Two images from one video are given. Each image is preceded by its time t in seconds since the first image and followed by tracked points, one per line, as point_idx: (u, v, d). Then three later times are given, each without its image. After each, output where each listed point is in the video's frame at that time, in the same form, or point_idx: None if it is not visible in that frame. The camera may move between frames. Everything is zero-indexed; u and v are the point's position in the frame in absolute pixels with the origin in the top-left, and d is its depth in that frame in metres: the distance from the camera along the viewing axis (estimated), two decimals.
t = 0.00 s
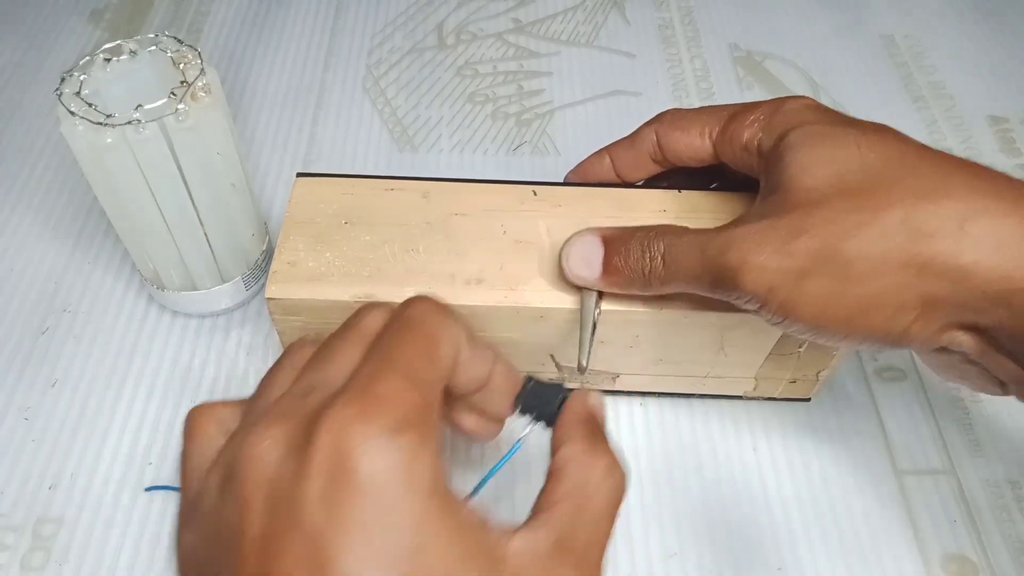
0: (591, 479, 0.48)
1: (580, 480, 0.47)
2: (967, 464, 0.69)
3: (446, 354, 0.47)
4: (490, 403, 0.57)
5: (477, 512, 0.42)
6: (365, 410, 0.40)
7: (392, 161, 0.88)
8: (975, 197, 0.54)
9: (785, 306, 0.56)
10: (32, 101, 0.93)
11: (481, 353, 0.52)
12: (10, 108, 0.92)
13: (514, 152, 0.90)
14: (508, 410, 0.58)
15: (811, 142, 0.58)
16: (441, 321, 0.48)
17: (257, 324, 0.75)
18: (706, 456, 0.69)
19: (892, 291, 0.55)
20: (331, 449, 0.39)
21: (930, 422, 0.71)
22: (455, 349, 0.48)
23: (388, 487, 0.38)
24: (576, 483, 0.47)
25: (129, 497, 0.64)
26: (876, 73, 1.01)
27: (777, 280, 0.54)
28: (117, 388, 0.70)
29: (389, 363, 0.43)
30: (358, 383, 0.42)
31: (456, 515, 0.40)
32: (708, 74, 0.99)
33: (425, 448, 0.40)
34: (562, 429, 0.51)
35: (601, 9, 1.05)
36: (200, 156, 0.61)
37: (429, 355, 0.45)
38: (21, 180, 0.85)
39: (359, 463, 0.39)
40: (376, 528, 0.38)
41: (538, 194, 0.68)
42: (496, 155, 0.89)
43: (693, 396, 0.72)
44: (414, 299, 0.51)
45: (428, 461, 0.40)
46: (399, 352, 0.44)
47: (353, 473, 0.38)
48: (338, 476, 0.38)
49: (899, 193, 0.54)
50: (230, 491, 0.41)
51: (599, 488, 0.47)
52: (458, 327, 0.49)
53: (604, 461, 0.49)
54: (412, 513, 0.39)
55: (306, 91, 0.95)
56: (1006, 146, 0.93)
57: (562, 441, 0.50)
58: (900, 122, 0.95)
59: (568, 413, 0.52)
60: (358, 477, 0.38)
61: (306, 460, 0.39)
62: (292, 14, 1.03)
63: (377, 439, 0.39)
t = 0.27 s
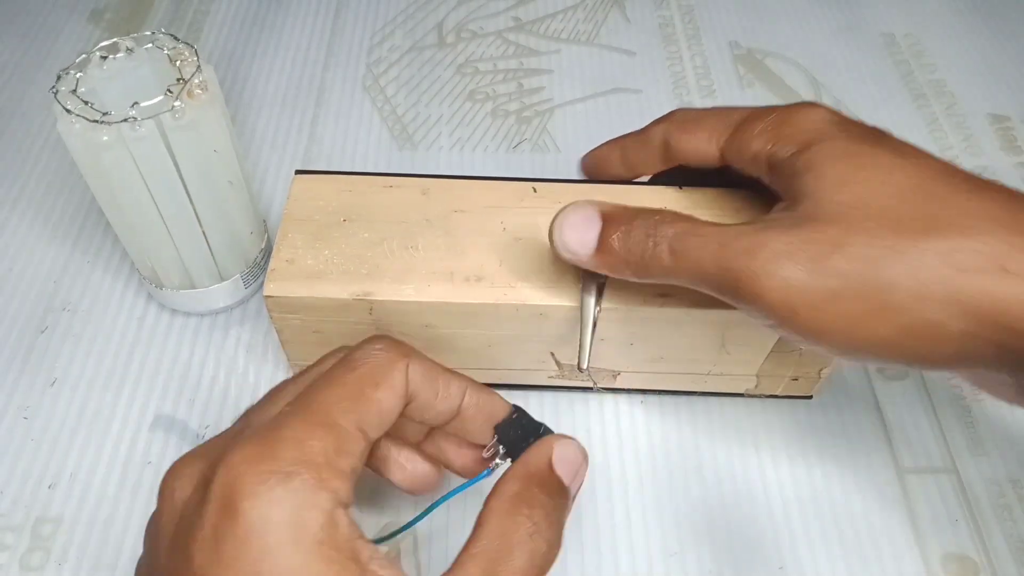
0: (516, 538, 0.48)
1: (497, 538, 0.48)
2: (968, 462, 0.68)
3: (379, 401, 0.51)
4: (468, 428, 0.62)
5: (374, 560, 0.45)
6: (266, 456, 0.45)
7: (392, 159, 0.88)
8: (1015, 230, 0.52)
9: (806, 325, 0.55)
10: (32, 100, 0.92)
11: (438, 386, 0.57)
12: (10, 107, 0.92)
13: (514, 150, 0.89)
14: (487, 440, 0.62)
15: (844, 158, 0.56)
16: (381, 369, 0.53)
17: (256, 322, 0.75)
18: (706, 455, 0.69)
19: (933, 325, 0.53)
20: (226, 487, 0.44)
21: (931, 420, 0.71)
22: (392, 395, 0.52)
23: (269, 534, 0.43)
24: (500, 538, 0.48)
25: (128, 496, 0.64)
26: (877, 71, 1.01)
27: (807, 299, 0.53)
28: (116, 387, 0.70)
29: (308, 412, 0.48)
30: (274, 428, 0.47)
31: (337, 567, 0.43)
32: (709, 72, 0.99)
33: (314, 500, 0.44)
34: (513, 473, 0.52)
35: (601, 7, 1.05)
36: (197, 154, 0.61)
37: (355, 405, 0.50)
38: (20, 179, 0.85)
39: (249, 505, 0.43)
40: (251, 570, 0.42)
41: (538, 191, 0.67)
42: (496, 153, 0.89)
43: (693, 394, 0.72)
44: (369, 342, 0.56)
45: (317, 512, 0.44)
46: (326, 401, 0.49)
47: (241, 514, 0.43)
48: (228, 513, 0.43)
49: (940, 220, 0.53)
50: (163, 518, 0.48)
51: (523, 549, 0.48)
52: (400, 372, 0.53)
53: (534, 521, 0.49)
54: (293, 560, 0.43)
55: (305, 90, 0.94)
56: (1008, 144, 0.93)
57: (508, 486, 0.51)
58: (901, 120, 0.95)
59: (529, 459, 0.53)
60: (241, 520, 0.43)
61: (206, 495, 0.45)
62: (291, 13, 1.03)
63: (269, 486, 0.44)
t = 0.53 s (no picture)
0: (449, 525, 0.48)
1: (428, 521, 0.48)
2: (968, 462, 0.68)
3: (320, 396, 0.52)
4: (431, 417, 0.64)
5: (303, 544, 0.46)
6: (190, 446, 0.46)
7: (391, 158, 0.88)
8: None
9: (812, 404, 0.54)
10: (31, 99, 0.92)
11: (390, 382, 0.59)
12: (9, 106, 0.91)
13: (514, 148, 0.89)
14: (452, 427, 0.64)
15: (884, 226, 0.52)
16: (326, 366, 0.54)
17: (256, 321, 0.75)
18: (706, 454, 0.68)
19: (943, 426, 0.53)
20: (153, 475, 0.45)
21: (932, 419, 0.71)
22: (337, 392, 0.53)
23: (190, 519, 0.44)
24: (434, 523, 0.48)
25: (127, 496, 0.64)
26: (877, 70, 1.00)
27: (816, 384, 0.53)
28: (115, 386, 0.70)
29: (242, 405, 0.49)
30: (206, 420, 0.48)
31: (258, 552, 0.44)
32: (709, 71, 0.99)
33: (236, 488, 0.45)
34: (462, 460, 0.52)
35: (601, 6, 1.05)
36: (197, 153, 0.61)
37: (293, 399, 0.51)
38: (19, 178, 0.85)
39: (169, 492, 0.44)
40: (172, 552, 0.43)
41: (538, 190, 0.67)
42: (496, 152, 0.89)
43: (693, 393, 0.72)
44: (321, 342, 0.57)
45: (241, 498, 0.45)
46: (262, 394, 0.50)
47: (162, 500, 0.44)
48: (150, 501, 0.44)
49: (974, 325, 0.50)
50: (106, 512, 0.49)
51: (455, 537, 0.48)
52: (345, 369, 0.54)
53: (471, 512, 0.49)
54: (213, 545, 0.43)
55: (305, 89, 0.94)
56: (1008, 143, 0.93)
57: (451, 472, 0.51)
58: (902, 120, 0.95)
59: (482, 448, 0.53)
60: (162, 506, 0.44)
61: (136, 484, 0.46)
62: (291, 12, 1.03)
63: (191, 474, 0.45)
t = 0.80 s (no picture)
0: (435, 518, 0.49)
1: (416, 514, 0.49)
2: (969, 462, 0.68)
3: (303, 392, 0.53)
4: (424, 408, 0.64)
5: (282, 540, 0.46)
6: (166, 442, 0.46)
7: (392, 158, 0.88)
8: None
9: (776, 370, 0.56)
10: (30, 99, 0.92)
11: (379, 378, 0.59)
12: (9, 106, 0.91)
13: (514, 148, 0.89)
14: (447, 417, 0.65)
15: (874, 222, 0.53)
16: (310, 362, 0.54)
17: (256, 321, 0.75)
18: (707, 454, 0.68)
19: (904, 416, 0.55)
20: (129, 471, 0.46)
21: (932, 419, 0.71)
22: (320, 387, 0.54)
23: (165, 514, 0.44)
24: (419, 514, 0.49)
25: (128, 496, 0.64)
26: (878, 69, 1.00)
27: (789, 366, 0.55)
28: (115, 386, 0.70)
29: (222, 401, 0.49)
30: (185, 416, 0.48)
31: (234, 548, 0.44)
32: (709, 71, 0.98)
33: (212, 483, 0.45)
34: (453, 451, 0.53)
35: (601, 6, 1.05)
36: (196, 152, 0.61)
37: (275, 394, 0.51)
38: (19, 178, 0.85)
39: (144, 487, 0.44)
40: (149, 551, 0.43)
41: (537, 185, 0.67)
42: (496, 151, 0.89)
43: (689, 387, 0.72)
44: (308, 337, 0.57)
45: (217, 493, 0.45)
46: (243, 390, 0.51)
47: (136, 497, 0.44)
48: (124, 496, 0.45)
49: (943, 326, 0.52)
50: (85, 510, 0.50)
51: (440, 530, 0.49)
52: (330, 364, 0.55)
53: (457, 504, 0.50)
54: (189, 541, 0.44)
55: (305, 88, 0.94)
56: (1010, 143, 0.92)
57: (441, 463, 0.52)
58: (903, 119, 0.95)
59: (474, 438, 0.54)
60: (135, 501, 0.44)
61: (111, 481, 0.46)
62: (291, 12, 1.03)
63: (166, 469, 0.45)
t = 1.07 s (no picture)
0: (434, 514, 0.51)
1: (414, 509, 0.51)
2: (969, 462, 0.68)
3: (300, 388, 0.55)
4: (424, 402, 0.65)
5: (277, 540, 0.49)
6: (161, 442, 0.48)
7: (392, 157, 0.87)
8: None
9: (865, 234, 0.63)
10: (30, 98, 0.92)
11: (378, 371, 0.61)
12: (8, 105, 0.91)
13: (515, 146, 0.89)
14: (449, 412, 0.66)
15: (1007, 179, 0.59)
16: (307, 358, 0.56)
17: (256, 320, 0.75)
18: (708, 453, 0.68)
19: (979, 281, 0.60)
20: (124, 471, 0.48)
21: (933, 418, 0.71)
22: (317, 383, 0.56)
23: (161, 515, 0.46)
24: (418, 510, 0.51)
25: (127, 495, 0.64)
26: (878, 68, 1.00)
27: (897, 231, 0.61)
28: (115, 385, 0.70)
29: (217, 400, 0.51)
30: (181, 414, 0.50)
31: (231, 548, 0.47)
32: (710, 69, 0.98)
33: (208, 483, 0.48)
34: (451, 448, 0.55)
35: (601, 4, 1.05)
36: (195, 150, 0.61)
37: (271, 392, 0.53)
38: (19, 177, 0.84)
39: (139, 488, 0.46)
40: (146, 549, 0.45)
41: None
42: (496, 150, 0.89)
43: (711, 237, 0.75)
44: (303, 332, 0.59)
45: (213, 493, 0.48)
46: (240, 388, 0.53)
47: (132, 497, 0.46)
48: (120, 497, 0.47)
49: None
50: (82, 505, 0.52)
51: (439, 526, 0.51)
52: (327, 361, 0.57)
53: (455, 500, 0.52)
54: (185, 538, 0.46)
55: (305, 87, 0.94)
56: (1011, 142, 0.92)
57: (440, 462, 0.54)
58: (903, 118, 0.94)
59: (471, 433, 0.56)
60: (132, 501, 0.46)
61: (108, 481, 0.48)
62: (291, 10, 1.02)
63: (162, 469, 0.47)
